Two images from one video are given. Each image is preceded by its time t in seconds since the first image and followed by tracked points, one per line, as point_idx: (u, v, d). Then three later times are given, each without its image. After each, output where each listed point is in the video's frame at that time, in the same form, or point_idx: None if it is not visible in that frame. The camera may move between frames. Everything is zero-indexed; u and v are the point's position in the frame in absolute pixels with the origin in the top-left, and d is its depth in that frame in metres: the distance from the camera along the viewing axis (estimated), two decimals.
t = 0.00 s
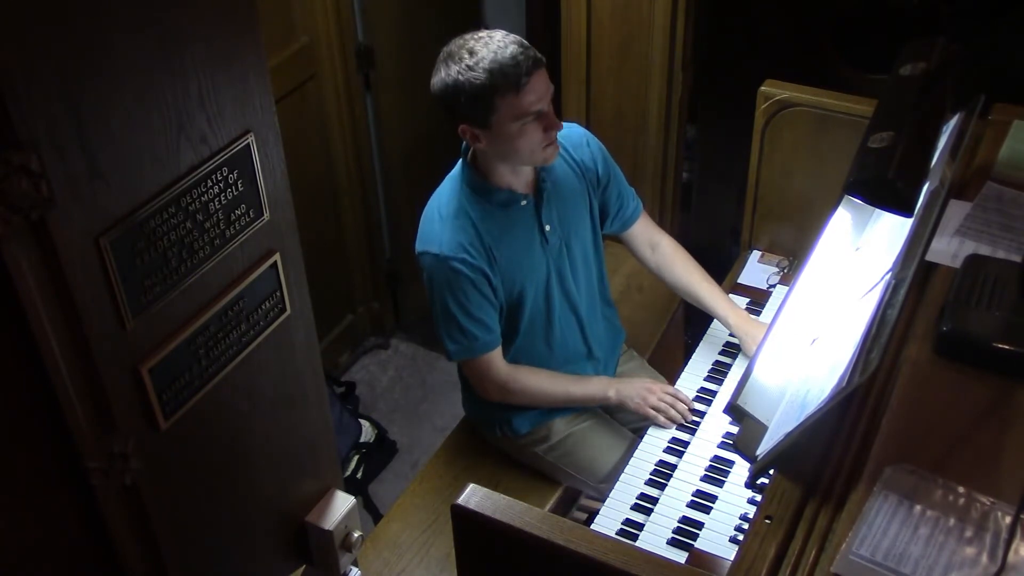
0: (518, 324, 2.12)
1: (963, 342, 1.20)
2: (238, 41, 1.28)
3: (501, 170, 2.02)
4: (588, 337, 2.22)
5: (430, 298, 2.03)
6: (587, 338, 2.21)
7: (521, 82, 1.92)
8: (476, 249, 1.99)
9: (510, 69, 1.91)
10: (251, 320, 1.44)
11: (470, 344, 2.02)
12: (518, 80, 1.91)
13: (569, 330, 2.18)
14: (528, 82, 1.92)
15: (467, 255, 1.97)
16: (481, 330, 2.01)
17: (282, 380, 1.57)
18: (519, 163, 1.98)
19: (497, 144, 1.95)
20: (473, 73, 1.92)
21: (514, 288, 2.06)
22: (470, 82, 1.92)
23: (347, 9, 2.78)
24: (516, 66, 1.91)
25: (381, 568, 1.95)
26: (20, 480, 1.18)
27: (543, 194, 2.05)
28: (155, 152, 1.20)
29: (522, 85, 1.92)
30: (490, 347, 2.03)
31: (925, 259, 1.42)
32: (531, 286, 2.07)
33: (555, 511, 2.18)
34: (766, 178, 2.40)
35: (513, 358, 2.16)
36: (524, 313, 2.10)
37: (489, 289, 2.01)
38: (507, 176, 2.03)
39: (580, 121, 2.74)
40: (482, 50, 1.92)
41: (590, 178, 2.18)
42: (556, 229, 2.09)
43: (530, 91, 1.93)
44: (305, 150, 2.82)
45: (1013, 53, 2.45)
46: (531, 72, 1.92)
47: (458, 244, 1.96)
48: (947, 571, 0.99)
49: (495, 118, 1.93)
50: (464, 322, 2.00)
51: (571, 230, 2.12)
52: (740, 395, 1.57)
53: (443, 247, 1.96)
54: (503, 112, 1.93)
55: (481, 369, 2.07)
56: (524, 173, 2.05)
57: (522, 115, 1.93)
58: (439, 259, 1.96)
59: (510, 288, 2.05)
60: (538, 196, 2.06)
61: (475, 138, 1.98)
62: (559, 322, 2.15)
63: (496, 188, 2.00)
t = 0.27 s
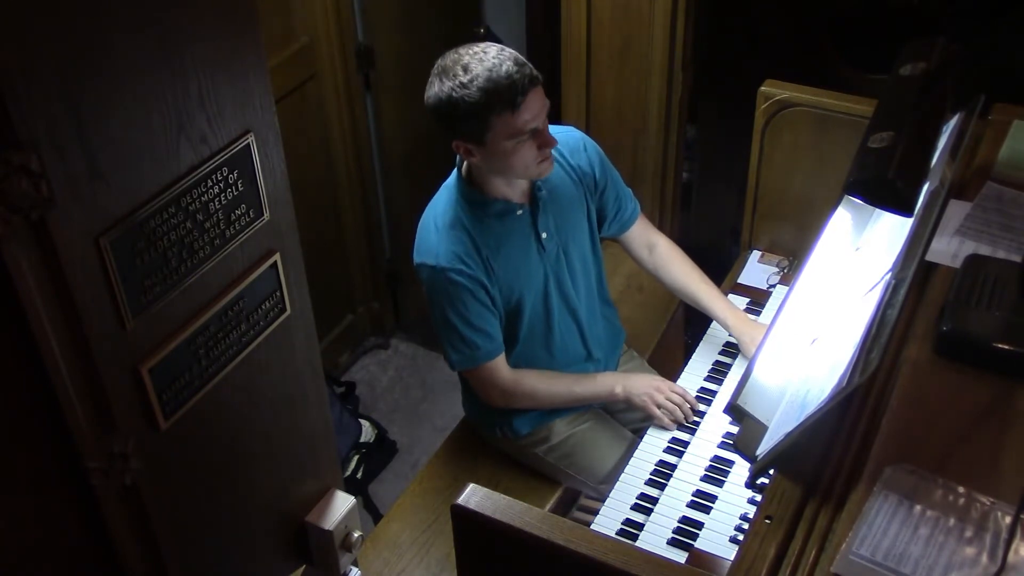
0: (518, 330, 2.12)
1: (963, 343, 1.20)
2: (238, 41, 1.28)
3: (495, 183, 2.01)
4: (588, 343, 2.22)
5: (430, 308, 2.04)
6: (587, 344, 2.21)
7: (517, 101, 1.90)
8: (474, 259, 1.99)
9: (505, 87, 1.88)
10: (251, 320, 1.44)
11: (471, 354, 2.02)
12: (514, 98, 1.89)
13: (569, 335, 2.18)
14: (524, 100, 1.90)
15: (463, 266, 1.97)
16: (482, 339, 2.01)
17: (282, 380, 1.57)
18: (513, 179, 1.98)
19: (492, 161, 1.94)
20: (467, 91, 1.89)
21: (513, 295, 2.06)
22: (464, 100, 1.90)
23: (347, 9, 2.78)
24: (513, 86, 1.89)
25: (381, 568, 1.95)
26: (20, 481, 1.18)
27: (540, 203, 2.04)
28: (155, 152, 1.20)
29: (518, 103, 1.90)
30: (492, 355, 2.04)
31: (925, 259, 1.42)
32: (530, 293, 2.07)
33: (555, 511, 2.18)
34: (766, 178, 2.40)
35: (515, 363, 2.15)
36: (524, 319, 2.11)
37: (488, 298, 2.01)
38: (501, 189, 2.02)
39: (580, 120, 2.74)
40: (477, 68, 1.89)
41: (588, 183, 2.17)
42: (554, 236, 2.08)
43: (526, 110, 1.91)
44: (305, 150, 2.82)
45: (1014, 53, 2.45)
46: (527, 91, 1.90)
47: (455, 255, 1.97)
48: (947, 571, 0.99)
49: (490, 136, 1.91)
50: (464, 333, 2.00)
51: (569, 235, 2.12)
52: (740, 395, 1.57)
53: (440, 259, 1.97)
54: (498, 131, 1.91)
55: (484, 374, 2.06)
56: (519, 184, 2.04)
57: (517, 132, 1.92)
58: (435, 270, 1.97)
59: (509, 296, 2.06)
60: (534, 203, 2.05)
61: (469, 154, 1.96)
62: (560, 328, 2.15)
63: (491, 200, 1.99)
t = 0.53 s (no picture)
0: (514, 333, 2.12)
1: (963, 342, 1.20)
2: (238, 41, 1.28)
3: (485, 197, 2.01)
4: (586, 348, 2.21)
5: (425, 316, 2.05)
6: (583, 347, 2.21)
7: (508, 125, 1.88)
8: (465, 268, 1.99)
9: (495, 110, 1.86)
10: (251, 320, 1.44)
11: (465, 361, 2.03)
12: (504, 122, 1.87)
13: (566, 340, 2.17)
14: (513, 124, 1.88)
15: (454, 275, 1.98)
16: (476, 345, 2.02)
17: (283, 380, 1.57)
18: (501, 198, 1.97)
19: (479, 179, 1.93)
20: (457, 109, 1.88)
21: (507, 300, 2.06)
22: (454, 118, 1.88)
23: (347, 9, 2.78)
24: (504, 110, 1.86)
25: (381, 568, 1.95)
26: (20, 481, 1.18)
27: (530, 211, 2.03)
28: (155, 152, 1.20)
29: (507, 126, 1.87)
30: (487, 361, 2.04)
31: (925, 259, 1.42)
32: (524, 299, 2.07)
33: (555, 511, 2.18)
34: (766, 178, 2.40)
35: (511, 366, 2.16)
36: (519, 323, 2.11)
37: (480, 306, 2.02)
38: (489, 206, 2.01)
39: (580, 120, 2.74)
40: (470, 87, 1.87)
41: (580, 188, 2.16)
42: (546, 241, 2.07)
43: (517, 134, 1.89)
44: (305, 150, 2.82)
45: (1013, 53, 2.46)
46: (519, 116, 1.88)
47: (445, 265, 1.98)
48: (947, 571, 0.99)
49: (479, 156, 1.90)
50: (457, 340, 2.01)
51: (562, 240, 2.11)
52: (740, 395, 1.58)
53: (431, 269, 1.98)
54: (487, 152, 1.89)
55: (481, 379, 2.07)
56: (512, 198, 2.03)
57: (505, 155, 1.90)
58: (426, 280, 1.99)
59: (504, 302, 2.06)
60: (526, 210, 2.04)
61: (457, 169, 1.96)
62: (556, 333, 2.15)
63: (479, 211, 1.98)
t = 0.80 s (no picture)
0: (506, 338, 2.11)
1: (962, 342, 1.20)
2: (238, 40, 1.28)
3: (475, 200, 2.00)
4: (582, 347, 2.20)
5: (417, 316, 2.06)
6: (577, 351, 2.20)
7: (495, 124, 1.87)
8: (455, 272, 2.00)
9: (483, 108, 1.85)
10: (251, 320, 1.44)
11: (458, 362, 2.04)
12: (491, 119, 1.86)
13: (559, 343, 2.16)
14: (502, 122, 1.87)
15: (443, 279, 1.98)
16: (468, 347, 2.02)
17: (283, 380, 1.57)
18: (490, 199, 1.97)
19: (467, 180, 1.94)
20: (445, 108, 1.87)
21: (497, 305, 2.06)
22: (442, 116, 1.88)
23: (348, 9, 2.78)
24: (490, 108, 1.86)
25: (381, 568, 1.96)
26: (20, 481, 1.18)
27: (522, 219, 2.03)
28: (155, 152, 1.20)
29: (495, 124, 1.87)
30: (480, 363, 2.04)
31: (925, 259, 1.42)
32: (514, 305, 2.07)
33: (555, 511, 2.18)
34: (766, 178, 2.40)
35: (509, 366, 2.15)
36: (510, 328, 2.10)
37: (473, 310, 2.02)
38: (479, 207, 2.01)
39: (580, 120, 2.74)
40: (457, 85, 1.87)
41: (573, 200, 2.13)
42: (538, 248, 2.08)
43: (504, 133, 1.88)
44: (305, 150, 2.82)
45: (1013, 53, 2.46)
46: (506, 114, 1.87)
47: (435, 268, 1.98)
48: (947, 571, 0.99)
49: (466, 156, 1.90)
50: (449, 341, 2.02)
51: (555, 248, 2.10)
52: (740, 395, 1.58)
53: (420, 271, 1.99)
54: (473, 152, 1.89)
55: (477, 378, 2.07)
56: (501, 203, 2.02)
57: (494, 154, 1.89)
58: (416, 281, 2.00)
59: (494, 307, 2.06)
60: (517, 219, 2.04)
61: (445, 169, 1.96)
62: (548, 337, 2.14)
63: (470, 215, 1.99)
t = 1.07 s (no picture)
0: (497, 345, 2.12)
1: (962, 342, 1.20)
2: (238, 40, 1.28)
3: (465, 208, 2.00)
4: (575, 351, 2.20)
5: (407, 322, 2.08)
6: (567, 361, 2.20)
7: (476, 124, 1.87)
8: (445, 283, 2.01)
9: (466, 108, 1.86)
10: (251, 320, 1.44)
11: (447, 371, 2.05)
12: (475, 120, 1.87)
13: (549, 351, 2.17)
14: (485, 121, 1.87)
15: (431, 288, 1.99)
16: (457, 355, 2.03)
17: (283, 381, 1.57)
18: (479, 203, 1.96)
19: (453, 184, 1.94)
20: (428, 110, 1.88)
21: (486, 314, 2.07)
22: (426, 120, 1.88)
23: (348, 9, 2.78)
24: (470, 108, 1.86)
25: (381, 568, 1.96)
26: (20, 481, 1.18)
27: (512, 232, 2.03)
28: (155, 152, 1.20)
29: (479, 124, 1.87)
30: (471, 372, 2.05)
31: (925, 259, 1.42)
32: (504, 316, 2.09)
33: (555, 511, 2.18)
34: (766, 178, 2.40)
35: (507, 371, 2.15)
36: (499, 336, 2.11)
37: (462, 322, 2.03)
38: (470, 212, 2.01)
39: (580, 120, 2.74)
40: (439, 88, 1.87)
41: (566, 214, 2.11)
42: (529, 261, 2.08)
43: (487, 133, 1.88)
44: (306, 149, 2.82)
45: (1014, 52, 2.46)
46: (487, 114, 1.87)
47: (425, 279, 1.99)
48: (947, 571, 0.99)
49: (451, 159, 1.90)
50: (437, 351, 2.03)
51: (546, 260, 2.10)
52: (740, 394, 1.58)
53: (409, 281, 1.99)
54: (457, 154, 1.90)
55: (475, 382, 2.07)
56: (492, 212, 2.02)
57: (479, 154, 1.89)
58: (404, 290, 2.01)
59: (482, 317, 2.07)
60: (508, 232, 2.04)
61: (433, 175, 1.97)
62: (538, 344, 2.15)
63: (459, 227, 2.00)
